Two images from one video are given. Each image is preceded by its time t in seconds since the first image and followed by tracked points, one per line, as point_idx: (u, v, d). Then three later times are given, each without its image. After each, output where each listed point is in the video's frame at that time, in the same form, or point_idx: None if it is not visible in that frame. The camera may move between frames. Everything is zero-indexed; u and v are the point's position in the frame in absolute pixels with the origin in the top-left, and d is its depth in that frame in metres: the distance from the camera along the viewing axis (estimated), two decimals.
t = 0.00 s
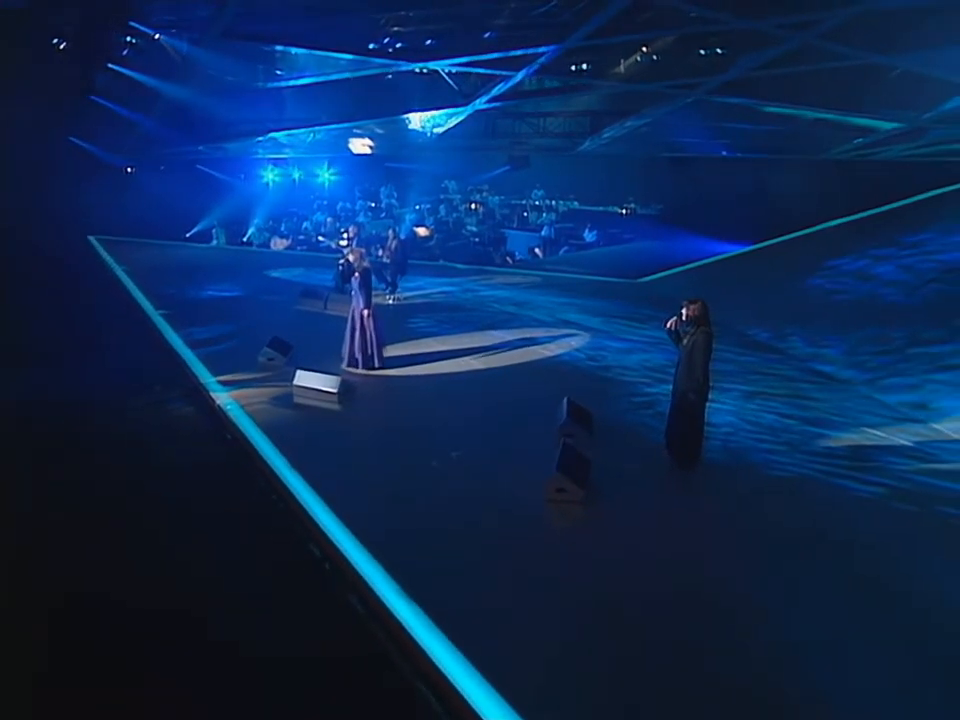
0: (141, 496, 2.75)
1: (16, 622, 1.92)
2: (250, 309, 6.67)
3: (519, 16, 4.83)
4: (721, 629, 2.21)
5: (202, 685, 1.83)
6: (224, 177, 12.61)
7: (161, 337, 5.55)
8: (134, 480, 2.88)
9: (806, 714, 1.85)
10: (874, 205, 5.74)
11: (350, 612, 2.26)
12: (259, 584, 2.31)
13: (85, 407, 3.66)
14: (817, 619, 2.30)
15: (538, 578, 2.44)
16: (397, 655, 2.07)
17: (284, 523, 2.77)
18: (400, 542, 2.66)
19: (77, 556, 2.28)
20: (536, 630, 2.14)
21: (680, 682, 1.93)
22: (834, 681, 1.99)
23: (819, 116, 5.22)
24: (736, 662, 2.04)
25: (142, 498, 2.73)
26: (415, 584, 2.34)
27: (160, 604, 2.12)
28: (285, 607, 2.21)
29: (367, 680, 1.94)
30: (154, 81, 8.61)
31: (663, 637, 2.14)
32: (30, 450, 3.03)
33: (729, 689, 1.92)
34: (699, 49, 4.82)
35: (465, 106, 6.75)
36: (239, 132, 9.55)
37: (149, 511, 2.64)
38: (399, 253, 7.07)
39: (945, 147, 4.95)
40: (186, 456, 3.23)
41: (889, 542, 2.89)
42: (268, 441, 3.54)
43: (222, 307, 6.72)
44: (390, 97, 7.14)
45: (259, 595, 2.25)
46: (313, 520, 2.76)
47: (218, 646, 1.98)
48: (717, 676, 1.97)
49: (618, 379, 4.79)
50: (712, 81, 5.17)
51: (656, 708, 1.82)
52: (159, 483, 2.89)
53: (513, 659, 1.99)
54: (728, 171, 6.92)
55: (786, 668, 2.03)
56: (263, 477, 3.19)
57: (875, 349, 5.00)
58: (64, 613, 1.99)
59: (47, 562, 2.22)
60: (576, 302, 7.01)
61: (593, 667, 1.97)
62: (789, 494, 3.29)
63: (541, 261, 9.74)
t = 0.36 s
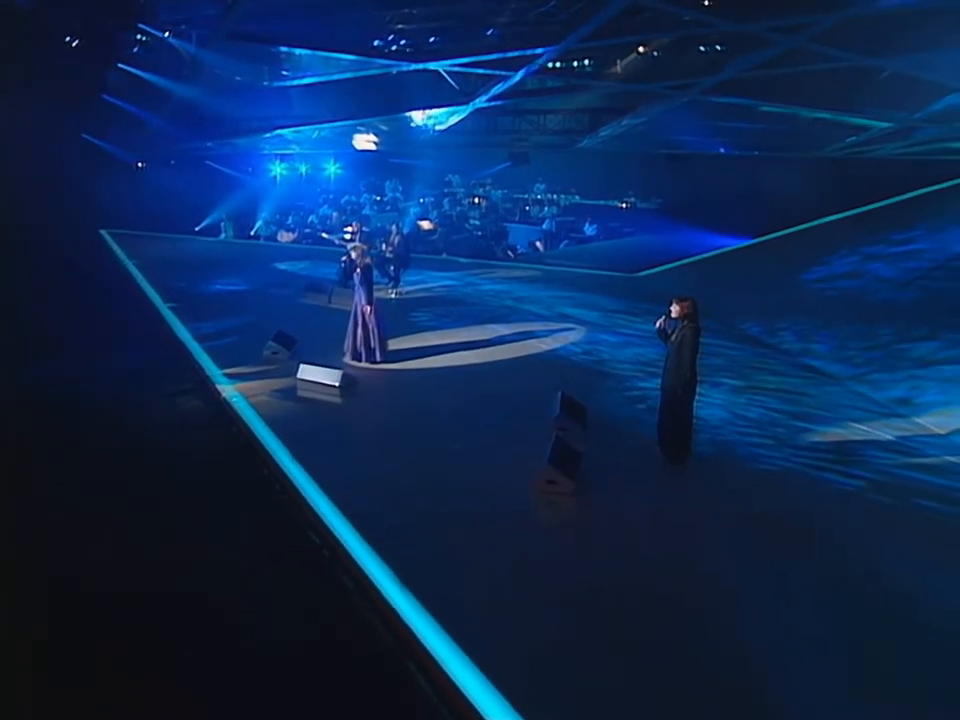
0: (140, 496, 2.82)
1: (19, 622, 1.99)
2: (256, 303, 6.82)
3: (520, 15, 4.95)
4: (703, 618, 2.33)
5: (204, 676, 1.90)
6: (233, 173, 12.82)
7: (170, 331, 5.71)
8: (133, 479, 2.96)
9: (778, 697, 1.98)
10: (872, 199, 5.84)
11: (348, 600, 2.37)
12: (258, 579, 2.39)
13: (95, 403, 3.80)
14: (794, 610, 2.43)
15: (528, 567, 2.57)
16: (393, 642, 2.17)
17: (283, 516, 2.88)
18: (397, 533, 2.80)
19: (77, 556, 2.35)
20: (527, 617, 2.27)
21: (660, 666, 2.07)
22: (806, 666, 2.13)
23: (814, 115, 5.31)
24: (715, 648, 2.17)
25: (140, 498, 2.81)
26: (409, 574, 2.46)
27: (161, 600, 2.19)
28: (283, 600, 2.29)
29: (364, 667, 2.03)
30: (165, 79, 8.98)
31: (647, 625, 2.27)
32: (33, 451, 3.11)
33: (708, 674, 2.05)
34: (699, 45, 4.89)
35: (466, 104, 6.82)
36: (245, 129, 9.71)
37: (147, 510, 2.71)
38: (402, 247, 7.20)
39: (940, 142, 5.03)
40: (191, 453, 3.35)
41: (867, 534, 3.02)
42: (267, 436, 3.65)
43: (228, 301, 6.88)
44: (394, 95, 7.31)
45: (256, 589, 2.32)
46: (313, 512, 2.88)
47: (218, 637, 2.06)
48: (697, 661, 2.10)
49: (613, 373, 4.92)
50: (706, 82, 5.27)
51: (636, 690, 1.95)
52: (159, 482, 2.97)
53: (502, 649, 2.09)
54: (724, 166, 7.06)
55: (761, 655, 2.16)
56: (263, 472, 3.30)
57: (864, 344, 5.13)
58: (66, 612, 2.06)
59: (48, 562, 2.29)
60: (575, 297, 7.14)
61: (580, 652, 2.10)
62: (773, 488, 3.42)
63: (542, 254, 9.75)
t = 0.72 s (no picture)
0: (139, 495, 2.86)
1: (18, 620, 2.01)
2: (258, 295, 6.89)
3: (522, 8, 4.98)
4: (689, 610, 2.41)
5: (205, 674, 1.94)
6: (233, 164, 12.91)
7: (172, 323, 5.80)
8: (132, 478, 2.99)
9: (758, 687, 2.05)
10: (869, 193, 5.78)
11: (349, 598, 2.44)
12: (257, 579, 2.43)
13: (100, 397, 3.88)
14: (778, 601, 2.50)
15: (520, 559, 2.65)
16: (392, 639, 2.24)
17: (282, 514, 2.93)
18: (393, 525, 2.88)
19: (76, 556, 2.38)
20: (517, 609, 2.35)
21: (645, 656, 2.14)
22: (787, 655, 2.20)
23: (812, 109, 5.31)
24: (699, 639, 2.25)
25: (139, 498, 2.84)
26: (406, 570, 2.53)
27: (161, 600, 2.23)
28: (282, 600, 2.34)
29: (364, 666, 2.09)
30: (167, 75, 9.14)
31: (635, 617, 2.34)
32: (31, 448, 3.14)
33: (692, 663, 2.12)
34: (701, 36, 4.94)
35: (465, 99, 6.89)
36: (247, 121, 9.77)
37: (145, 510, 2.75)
38: (402, 239, 7.24)
39: (941, 135, 4.85)
40: (192, 448, 3.41)
41: (852, 527, 3.09)
42: (267, 433, 3.70)
43: (230, 293, 6.96)
44: (394, 90, 7.39)
45: (254, 590, 2.37)
46: (314, 510, 2.96)
47: (218, 638, 2.10)
48: (681, 652, 2.17)
49: (608, 366, 4.98)
50: (706, 76, 5.32)
51: (620, 676, 2.03)
52: (157, 480, 3.00)
53: (496, 643, 2.15)
54: (721, 159, 7.07)
55: (743, 645, 2.23)
56: (263, 469, 3.36)
57: (856, 338, 5.26)
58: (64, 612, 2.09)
59: (46, 562, 2.32)
60: (573, 289, 7.20)
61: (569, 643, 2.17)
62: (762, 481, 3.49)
63: (543, 246, 10.03)
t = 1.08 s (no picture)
0: (138, 494, 2.91)
1: (24, 622, 2.07)
2: (260, 286, 6.97)
3: None
4: (673, 601, 2.49)
5: (202, 674, 1.98)
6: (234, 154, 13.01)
7: (174, 314, 5.89)
8: (131, 476, 3.04)
9: (735, 673, 2.13)
10: (864, 185, 5.59)
11: (347, 591, 2.50)
12: (257, 578, 2.47)
13: (103, 389, 3.97)
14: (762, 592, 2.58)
15: (508, 550, 2.74)
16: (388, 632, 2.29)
17: (281, 510, 2.98)
18: (387, 515, 2.96)
19: (75, 557, 2.43)
20: (504, 598, 2.42)
21: (625, 644, 2.22)
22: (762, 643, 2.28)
23: (808, 103, 5.27)
24: (678, 627, 2.33)
25: (138, 496, 2.89)
26: (401, 564, 2.59)
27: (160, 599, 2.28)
28: (280, 598, 2.39)
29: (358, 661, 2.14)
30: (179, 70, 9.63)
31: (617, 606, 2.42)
32: (32, 445, 3.19)
33: (669, 651, 2.20)
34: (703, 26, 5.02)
35: (464, 91, 6.95)
36: (249, 112, 9.79)
37: (144, 509, 2.80)
38: (401, 230, 7.28)
39: (936, 130, 4.61)
40: (193, 440, 3.49)
41: (835, 520, 3.16)
42: (271, 429, 3.74)
43: (232, 283, 7.05)
44: (393, 82, 7.42)
45: (252, 589, 2.42)
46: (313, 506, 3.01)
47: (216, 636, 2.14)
48: (660, 641, 2.25)
49: (603, 359, 5.05)
50: (702, 70, 5.37)
51: (602, 665, 2.11)
52: (157, 478, 3.05)
53: (486, 637, 2.21)
54: (722, 152, 6.86)
55: (719, 633, 2.31)
56: (263, 464, 3.41)
57: (849, 331, 5.39)
58: (64, 612, 2.14)
59: (46, 563, 2.37)
60: (571, 280, 7.26)
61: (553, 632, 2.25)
62: (749, 473, 3.56)
63: (542, 235, 10.25)
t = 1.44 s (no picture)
0: (138, 489, 2.90)
1: (28, 619, 2.06)
2: (262, 277, 7.04)
3: None
4: (659, 590, 2.57)
5: (206, 674, 1.99)
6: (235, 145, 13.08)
7: (177, 305, 5.97)
8: (132, 471, 3.04)
9: (717, 662, 2.21)
10: (858, 178, 5.55)
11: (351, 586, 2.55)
12: (261, 577, 2.49)
13: (106, 379, 4.05)
14: (747, 583, 2.65)
15: (501, 541, 2.82)
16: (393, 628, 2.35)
17: (283, 505, 3.01)
18: (384, 507, 3.04)
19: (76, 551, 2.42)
20: (497, 589, 2.51)
21: (613, 634, 2.31)
22: (744, 632, 2.37)
23: (806, 96, 5.30)
24: (666, 617, 2.41)
25: (138, 491, 2.89)
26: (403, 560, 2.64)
27: (162, 596, 2.28)
28: (281, 596, 2.41)
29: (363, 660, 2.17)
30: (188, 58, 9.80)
31: (607, 597, 2.50)
32: (31, 438, 3.18)
33: (654, 641, 2.28)
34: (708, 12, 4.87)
35: (464, 83, 6.99)
36: (249, 103, 9.77)
37: (145, 505, 2.79)
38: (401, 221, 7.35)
39: (933, 123, 4.56)
40: (196, 430, 3.56)
41: (821, 511, 3.25)
42: (273, 424, 3.77)
43: (234, 274, 7.12)
44: (392, 73, 7.45)
45: (254, 586, 2.43)
46: (316, 501, 3.06)
47: (218, 635, 2.15)
48: (649, 631, 2.34)
49: (598, 350, 5.12)
50: (696, 64, 5.45)
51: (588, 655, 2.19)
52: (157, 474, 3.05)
53: (483, 633, 2.27)
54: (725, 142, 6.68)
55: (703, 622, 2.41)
56: (266, 457, 3.45)
57: (842, 324, 5.49)
58: (65, 609, 2.13)
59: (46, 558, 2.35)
60: (569, 271, 7.31)
61: (544, 624, 2.33)
62: (739, 465, 3.64)
63: (544, 225, 10.41)
